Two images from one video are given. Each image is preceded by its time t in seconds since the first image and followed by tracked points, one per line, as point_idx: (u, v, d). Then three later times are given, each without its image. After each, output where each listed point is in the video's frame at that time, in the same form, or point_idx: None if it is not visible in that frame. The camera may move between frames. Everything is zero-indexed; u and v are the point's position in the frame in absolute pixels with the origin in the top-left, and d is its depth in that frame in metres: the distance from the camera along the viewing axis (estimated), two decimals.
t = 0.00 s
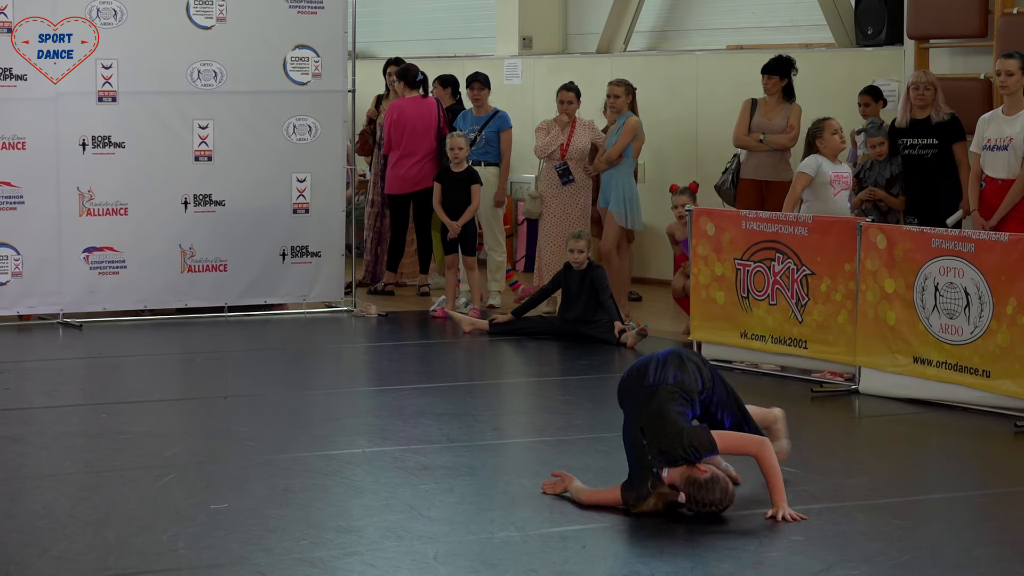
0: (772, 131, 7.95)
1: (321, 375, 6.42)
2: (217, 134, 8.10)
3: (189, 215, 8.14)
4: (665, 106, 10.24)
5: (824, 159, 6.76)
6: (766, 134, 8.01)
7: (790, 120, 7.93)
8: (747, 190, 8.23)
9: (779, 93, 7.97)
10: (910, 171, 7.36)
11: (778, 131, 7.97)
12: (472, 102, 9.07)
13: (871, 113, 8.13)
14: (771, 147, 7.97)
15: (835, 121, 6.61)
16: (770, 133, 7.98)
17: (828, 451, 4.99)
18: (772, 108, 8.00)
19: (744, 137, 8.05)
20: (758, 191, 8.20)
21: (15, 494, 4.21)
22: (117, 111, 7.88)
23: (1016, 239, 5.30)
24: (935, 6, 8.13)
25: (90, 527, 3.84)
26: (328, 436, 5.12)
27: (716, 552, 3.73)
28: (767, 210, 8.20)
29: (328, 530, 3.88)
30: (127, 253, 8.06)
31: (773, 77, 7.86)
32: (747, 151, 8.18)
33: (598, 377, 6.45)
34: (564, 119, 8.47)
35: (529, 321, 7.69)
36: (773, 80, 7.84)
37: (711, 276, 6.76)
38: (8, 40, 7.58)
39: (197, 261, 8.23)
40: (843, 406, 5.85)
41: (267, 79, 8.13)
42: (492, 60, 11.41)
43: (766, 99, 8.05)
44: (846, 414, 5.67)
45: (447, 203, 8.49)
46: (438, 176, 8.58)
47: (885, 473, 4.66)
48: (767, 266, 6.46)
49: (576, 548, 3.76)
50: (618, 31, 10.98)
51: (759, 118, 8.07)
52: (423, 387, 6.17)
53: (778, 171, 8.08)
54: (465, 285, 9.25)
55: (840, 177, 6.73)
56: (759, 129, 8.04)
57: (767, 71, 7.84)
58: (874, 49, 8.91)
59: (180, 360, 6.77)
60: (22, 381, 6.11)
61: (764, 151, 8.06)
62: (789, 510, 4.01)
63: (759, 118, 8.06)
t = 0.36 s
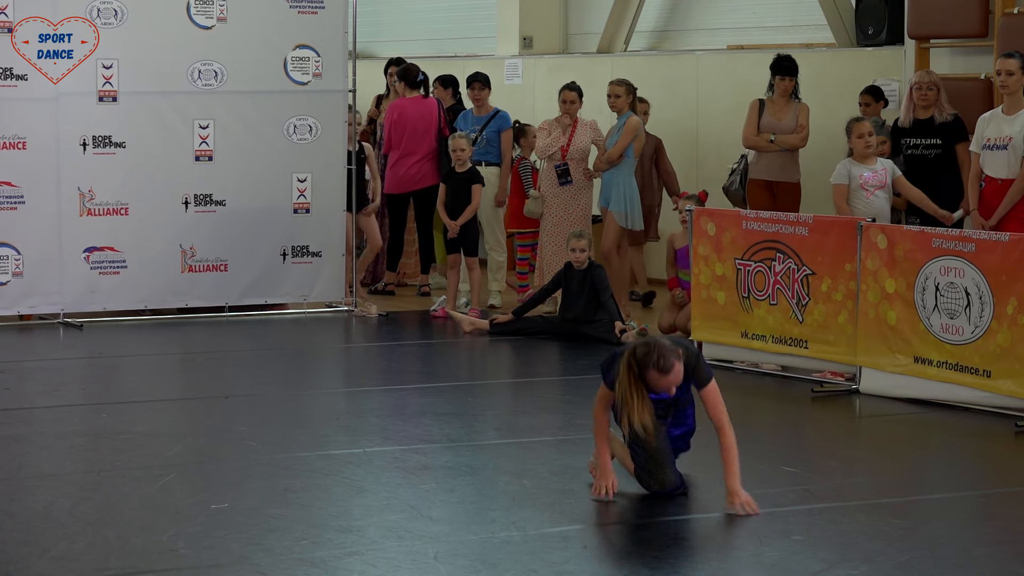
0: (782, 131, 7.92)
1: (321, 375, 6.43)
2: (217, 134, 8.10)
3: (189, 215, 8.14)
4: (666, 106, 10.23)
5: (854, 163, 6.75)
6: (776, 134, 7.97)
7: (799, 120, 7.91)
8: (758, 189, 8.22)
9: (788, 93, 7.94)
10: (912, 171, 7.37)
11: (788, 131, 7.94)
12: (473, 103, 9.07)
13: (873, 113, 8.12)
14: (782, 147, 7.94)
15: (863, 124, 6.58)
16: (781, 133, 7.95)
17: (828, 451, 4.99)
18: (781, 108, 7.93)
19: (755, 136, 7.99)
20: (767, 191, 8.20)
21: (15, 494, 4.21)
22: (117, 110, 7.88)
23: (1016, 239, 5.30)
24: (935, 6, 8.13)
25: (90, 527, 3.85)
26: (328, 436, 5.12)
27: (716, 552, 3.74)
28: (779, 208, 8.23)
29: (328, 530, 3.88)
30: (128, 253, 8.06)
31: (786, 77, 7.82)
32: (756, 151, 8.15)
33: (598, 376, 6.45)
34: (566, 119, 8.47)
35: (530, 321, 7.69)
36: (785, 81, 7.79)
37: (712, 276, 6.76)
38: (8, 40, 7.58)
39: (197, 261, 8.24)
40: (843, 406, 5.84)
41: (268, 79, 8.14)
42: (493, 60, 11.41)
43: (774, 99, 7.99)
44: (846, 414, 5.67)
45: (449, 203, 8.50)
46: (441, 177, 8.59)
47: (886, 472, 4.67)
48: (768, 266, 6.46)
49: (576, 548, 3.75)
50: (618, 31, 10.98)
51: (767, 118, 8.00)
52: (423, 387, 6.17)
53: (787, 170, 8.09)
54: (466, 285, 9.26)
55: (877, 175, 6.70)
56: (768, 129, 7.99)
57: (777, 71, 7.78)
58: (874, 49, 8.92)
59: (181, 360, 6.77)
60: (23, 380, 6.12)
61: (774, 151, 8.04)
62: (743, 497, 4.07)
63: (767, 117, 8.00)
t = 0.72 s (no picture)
0: (796, 135, 7.95)
1: (322, 375, 6.43)
2: (217, 134, 8.10)
3: (190, 215, 8.14)
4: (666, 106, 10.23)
5: (865, 165, 6.77)
6: (790, 138, 7.97)
7: (810, 122, 7.99)
8: (772, 192, 8.20)
9: (796, 95, 7.95)
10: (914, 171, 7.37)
11: (800, 135, 7.99)
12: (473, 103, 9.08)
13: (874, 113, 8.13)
14: (796, 150, 7.95)
15: (876, 125, 6.57)
16: (795, 137, 7.97)
17: (829, 451, 4.99)
18: (790, 112, 7.97)
19: (770, 141, 7.94)
20: (780, 193, 8.19)
21: (16, 494, 4.21)
22: (118, 111, 7.88)
23: (1017, 239, 5.30)
24: (936, 6, 8.13)
25: (90, 527, 3.85)
26: (329, 437, 5.12)
27: (716, 552, 3.74)
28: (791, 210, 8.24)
29: (329, 531, 3.88)
30: (128, 253, 8.06)
31: (798, 80, 7.82)
32: (769, 155, 8.12)
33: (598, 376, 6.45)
34: (567, 119, 8.47)
35: (530, 321, 7.70)
36: (795, 83, 7.80)
37: (712, 276, 6.76)
38: (8, 40, 7.57)
39: (197, 262, 8.24)
40: (844, 406, 5.84)
41: (269, 79, 8.14)
42: (493, 61, 11.41)
43: (782, 101, 8.00)
44: (847, 414, 5.66)
45: (450, 204, 8.50)
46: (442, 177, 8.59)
47: (887, 472, 4.66)
48: (768, 267, 6.46)
49: (577, 548, 3.76)
50: (618, 31, 10.97)
51: (779, 121, 7.99)
52: (423, 387, 6.17)
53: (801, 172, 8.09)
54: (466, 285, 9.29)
55: (889, 176, 6.70)
56: (782, 133, 7.97)
57: (789, 75, 7.76)
58: (875, 50, 8.92)
59: (181, 361, 6.77)
60: (24, 381, 6.11)
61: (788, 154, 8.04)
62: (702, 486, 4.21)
63: (779, 121, 7.99)
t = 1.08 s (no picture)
0: (810, 132, 7.93)
1: (321, 375, 6.43)
2: (216, 133, 8.10)
3: (189, 214, 8.14)
4: (666, 106, 10.23)
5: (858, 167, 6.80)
6: (805, 135, 7.94)
7: (823, 120, 7.98)
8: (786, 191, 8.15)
9: (807, 93, 7.99)
10: (916, 170, 7.38)
11: (814, 133, 7.97)
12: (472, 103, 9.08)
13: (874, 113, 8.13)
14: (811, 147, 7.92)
15: (864, 127, 6.59)
16: (809, 134, 7.95)
17: (828, 451, 4.99)
18: (803, 109, 7.98)
19: (785, 138, 7.90)
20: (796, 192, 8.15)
21: (15, 493, 4.21)
22: (117, 110, 7.88)
23: (1016, 239, 5.30)
24: (935, 6, 8.13)
25: (89, 526, 3.85)
26: (328, 436, 5.12)
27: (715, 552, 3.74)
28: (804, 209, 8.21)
29: (328, 530, 3.88)
30: (127, 252, 8.06)
31: (807, 77, 7.88)
32: (785, 154, 8.09)
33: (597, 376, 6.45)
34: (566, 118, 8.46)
35: (529, 321, 7.70)
36: (804, 79, 7.86)
37: (711, 276, 6.76)
38: (8, 39, 7.58)
39: (197, 261, 8.23)
40: (843, 406, 5.84)
41: (269, 79, 8.14)
42: (492, 60, 11.41)
43: (793, 99, 8.01)
44: (846, 414, 5.66)
45: (450, 203, 8.49)
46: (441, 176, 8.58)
47: (886, 472, 4.67)
48: (767, 266, 6.46)
49: (576, 548, 3.75)
50: (618, 31, 10.97)
51: (793, 119, 7.96)
52: (422, 387, 6.17)
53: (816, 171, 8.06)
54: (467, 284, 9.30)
55: (876, 180, 6.70)
56: (797, 130, 7.95)
57: (797, 70, 7.84)
58: (874, 49, 8.92)
59: (180, 360, 6.77)
60: (24, 380, 6.12)
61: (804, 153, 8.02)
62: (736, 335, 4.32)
63: (794, 118, 7.96)
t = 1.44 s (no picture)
0: (821, 134, 7.93)
1: (321, 375, 6.43)
2: (217, 134, 8.10)
3: (190, 215, 8.15)
4: (666, 106, 10.23)
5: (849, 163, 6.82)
6: (817, 137, 7.95)
7: (836, 121, 7.97)
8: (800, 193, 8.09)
9: (821, 93, 8.00)
10: (917, 171, 7.38)
11: (827, 134, 7.97)
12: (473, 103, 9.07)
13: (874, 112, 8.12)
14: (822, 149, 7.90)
15: (854, 125, 6.62)
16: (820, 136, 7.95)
17: (829, 451, 4.99)
18: (817, 111, 7.98)
19: (796, 140, 7.92)
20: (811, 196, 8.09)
21: (15, 494, 4.21)
22: (118, 111, 7.88)
23: (1017, 239, 5.29)
24: (935, 6, 8.13)
25: (90, 527, 3.85)
26: (329, 437, 5.12)
27: (715, 552, 3.74)
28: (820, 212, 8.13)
29: (329, 531, 3.88)
30: (129, 253, 8.06)
31: (820, 76, 7.90)
32: (797, 155, 8.08)
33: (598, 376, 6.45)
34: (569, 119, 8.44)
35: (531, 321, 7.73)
36: (819, 79, 7.88)
37: (712, 276, 6.76)
38: (8, 40, 7.58)
39: (198, 262, 8.23)
40: (844, 406, 5.84)
41: (270, 80, 8.14)
42: (493, 61, 11.41)
43: (808, 100, 8.03)
44: (847, 414, 5.66)
45: (450, 204, 8.50)
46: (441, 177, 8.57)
47: (887, 473, 4.66)
48: (768, 267, 6.46)
49: (576, 548, 3.76)
50: (618, 32, 10.97)
51: (806, 120, 7.98)
52: (422, 387, 6.17)
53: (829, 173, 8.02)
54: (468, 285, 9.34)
55: (862, 176, 6.73)
56: (808, 132, 7.96)
57: (810, 70, 7.87)
58: (874, 49, 8.92)
59: (180, 361, 6.77)
60: (24, 381, 6.11)
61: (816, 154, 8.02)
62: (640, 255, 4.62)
63: (807, 119, 7.97)
